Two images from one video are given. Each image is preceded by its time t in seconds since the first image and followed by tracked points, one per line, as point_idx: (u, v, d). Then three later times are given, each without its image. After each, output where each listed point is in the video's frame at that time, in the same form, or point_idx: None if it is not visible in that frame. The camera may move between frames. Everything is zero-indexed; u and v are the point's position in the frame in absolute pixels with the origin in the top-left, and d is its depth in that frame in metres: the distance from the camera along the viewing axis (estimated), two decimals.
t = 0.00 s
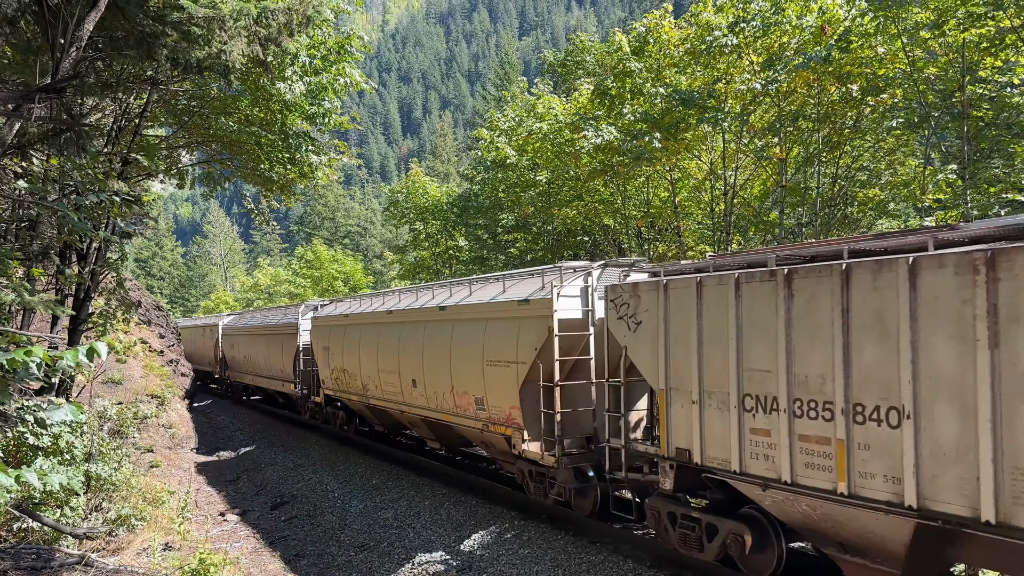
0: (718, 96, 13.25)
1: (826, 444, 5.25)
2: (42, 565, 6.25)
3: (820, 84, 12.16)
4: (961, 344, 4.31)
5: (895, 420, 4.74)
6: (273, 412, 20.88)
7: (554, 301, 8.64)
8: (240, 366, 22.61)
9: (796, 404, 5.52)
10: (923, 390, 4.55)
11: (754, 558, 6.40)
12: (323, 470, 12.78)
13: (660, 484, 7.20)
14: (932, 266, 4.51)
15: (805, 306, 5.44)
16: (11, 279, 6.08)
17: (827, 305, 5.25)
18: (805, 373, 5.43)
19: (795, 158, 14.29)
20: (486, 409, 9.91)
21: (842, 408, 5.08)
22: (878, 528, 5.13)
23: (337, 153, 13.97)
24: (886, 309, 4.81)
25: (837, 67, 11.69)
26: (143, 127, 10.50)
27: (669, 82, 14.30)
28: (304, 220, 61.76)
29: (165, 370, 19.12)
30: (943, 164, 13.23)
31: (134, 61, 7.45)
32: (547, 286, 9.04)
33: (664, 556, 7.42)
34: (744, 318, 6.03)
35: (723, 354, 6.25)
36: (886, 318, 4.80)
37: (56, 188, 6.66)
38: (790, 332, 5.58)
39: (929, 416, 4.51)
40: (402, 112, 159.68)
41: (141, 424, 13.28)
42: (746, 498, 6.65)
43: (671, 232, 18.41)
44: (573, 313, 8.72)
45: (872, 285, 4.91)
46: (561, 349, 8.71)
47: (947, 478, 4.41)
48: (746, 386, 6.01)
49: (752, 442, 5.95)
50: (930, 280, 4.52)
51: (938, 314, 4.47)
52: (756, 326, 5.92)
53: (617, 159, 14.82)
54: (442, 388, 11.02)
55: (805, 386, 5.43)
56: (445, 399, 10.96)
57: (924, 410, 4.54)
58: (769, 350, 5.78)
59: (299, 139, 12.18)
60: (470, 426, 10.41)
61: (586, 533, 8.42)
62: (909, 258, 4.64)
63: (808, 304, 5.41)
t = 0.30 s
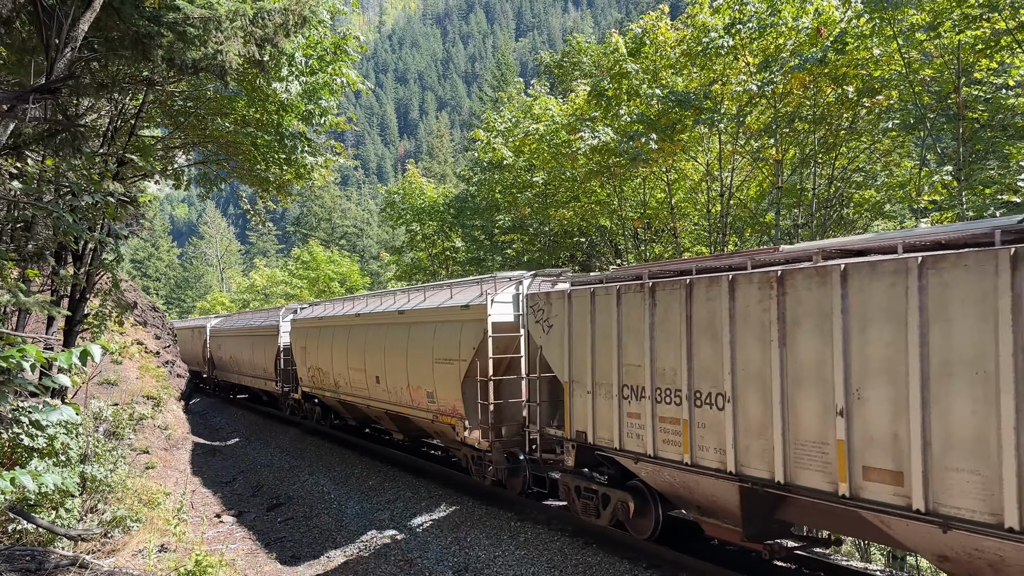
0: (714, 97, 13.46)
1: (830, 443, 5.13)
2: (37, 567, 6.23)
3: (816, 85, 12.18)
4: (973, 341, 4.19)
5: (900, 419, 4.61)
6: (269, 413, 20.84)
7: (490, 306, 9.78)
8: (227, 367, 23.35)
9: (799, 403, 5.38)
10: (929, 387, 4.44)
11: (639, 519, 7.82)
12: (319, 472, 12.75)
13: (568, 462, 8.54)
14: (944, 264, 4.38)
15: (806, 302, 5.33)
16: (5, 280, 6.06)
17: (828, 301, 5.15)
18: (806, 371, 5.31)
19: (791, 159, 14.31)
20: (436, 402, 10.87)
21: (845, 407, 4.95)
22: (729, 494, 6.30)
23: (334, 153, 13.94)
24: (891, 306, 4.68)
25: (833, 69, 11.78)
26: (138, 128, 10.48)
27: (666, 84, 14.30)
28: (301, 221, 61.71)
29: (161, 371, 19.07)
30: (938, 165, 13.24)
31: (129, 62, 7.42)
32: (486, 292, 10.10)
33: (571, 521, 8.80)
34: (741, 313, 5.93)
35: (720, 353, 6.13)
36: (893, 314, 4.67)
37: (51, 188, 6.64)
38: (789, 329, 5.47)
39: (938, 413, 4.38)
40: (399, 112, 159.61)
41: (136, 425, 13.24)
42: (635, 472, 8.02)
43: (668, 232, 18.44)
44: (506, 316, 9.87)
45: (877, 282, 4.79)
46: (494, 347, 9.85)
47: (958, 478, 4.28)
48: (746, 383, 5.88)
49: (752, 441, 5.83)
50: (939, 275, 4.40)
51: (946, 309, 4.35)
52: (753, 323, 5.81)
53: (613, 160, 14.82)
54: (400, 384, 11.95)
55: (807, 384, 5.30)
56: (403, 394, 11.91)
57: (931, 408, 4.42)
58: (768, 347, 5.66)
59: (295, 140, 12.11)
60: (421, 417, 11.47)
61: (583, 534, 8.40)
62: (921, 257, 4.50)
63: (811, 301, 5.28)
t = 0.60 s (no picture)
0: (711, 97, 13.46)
1: (839, 442, 5.03)
2: (33, 569, 6.20)
3: (813, 85, 12.21)
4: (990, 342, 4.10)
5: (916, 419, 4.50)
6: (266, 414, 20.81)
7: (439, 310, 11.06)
8: (216, 368, 24.30)
9: (806, 404, 5.28)
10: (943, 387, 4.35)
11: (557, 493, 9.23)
12: (317, 473, 12.73)
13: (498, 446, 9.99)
14: (963, 264, 4.27)
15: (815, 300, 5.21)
16: None
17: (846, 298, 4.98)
18: (813, 370, 5.21)
19: (788, 160, 14.33)
20: (396, 396, 11.99)
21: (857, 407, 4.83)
22: (618, 469, 7.69)
23: (331, 153, 13.92)
24: (903, 307, 4.58)
25: (830, 70, 11.86)
26: (135, 128, 10.45)
27: (663, 85, 14.32)
28: (298, 221, 61.66)
29: (158, 372, 19.07)
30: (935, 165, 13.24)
31: (125, 62, 7.39)
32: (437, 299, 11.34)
33: (503, 498, 10.17)
34: (745, 311, 5.82)
35: (722, 351, 6.05)
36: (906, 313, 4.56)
37: (46, 189, 6.59)
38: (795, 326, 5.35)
39: (953, 417, 4.28)
40: (397, 113, 159.55)
41: (133, 426, 13.21)
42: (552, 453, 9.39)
43: (665, 233, 18.46)
44: (454, 319, 11.09)
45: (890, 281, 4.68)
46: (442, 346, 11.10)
47: (975, 480, 4.19)
48: (750, 382, 5.76)
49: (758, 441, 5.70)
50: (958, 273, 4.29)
51: (964, 309, 4.25)
52: (757, 321, 5.71)
53: (610, 160, 14.83)
54: (367, 380, 13.10)
55: (816, 383, 5.18)
56: (369, 390, 13.06)
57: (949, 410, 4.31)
58: (773, 345, 5.55)
59: (292, 139, 12.13)
60: (383, 409, 12.61)
61: (580, 535, 8.40)
62: (938, 257, 4.38)
63: (820, 299, 5.17)
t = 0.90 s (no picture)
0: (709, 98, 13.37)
1: (832, 443, 4.96)
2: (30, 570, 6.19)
3: (810, 85, 12.31)
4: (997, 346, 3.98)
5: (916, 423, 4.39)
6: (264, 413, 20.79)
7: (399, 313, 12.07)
8: (212, 367, 24.59)
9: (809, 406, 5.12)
10: (944, 391, 4.25)
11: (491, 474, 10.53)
12: (314, 473, 12.73)
13: (445, 433, 11.18)
14: (953, 265, 4.24)
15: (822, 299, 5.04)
16: None
17: (845, 300, 4.88)
18: (818, 369, 5.05)
19: (786, 160, 14.36)
20: (363, 392, 12.97)
21: (862, 409, 4.69)
22: (538, 449, 8.80)
23: (329, 153, 13.90)
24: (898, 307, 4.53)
25: (828, 70, 11.95)
26: (132, 128, 10.44)
27: (661, 85, 14.33)
28: (296, 221, 61.64)
29: (155, 372, 19.05)
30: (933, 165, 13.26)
31: (123, 62, 7.38)
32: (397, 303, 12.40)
33: (448, 479, 11.46)
34: (751, 307, 5.65)
35: (725, 352, 5.88)
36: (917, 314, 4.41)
37: (44, 190, 6.57)
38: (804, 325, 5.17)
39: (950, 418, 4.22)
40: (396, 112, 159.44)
41: (130, 426, 13.20)
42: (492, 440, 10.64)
43: (663, 233, 18.46)
44: (412, 321, 12.14)
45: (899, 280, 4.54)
46: (402, 346, 12.09)
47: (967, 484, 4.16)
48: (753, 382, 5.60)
49: (760, 443, 5.55)
50: (965, 275, 4.18)
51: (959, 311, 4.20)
52: (762, 318, 5.53)
53: (608, 161, 14.84)
54: (338, 377, 14.10)
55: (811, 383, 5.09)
56: (339, 387, 14.08)
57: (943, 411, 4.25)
58: (779, 344, 5.38)
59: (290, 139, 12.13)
60: (352, 404, 13.55)
61: (578, 535, 8.39)
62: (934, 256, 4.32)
63: (828, 298, 5.00)
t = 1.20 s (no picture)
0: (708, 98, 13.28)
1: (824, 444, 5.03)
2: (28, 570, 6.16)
3: (809, 86, 12.29)
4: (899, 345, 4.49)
5: (792, 411, 5.22)
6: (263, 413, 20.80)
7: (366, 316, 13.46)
8: (210, 368, 24.61)
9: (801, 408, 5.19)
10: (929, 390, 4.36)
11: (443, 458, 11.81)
12: (313, 473, 12.73)
13: (405, 423, 12.50)
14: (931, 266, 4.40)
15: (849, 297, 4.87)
16: None
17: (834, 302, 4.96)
18: (721, 362, 5.90)
19: (785, 161, 14.38)
20: (335, 388, 14.16)
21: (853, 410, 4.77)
22: (478, 434, 10.12)
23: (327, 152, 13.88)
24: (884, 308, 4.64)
25: (826, 70, 11.96)
26: (131, 128, 10.42)
27: (660, 85, 14.34)
28: (295, 221, 61.64)
29: (153, 372, 19.03)
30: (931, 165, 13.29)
31: (122, 62, 7.35)
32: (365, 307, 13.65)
33: (406, 463, 12.80)
34: (672, 309, 6.46)
35: (720, 354, 5.92)
36: (978, 310, 4.13)
37: (43, 190, 6.55)
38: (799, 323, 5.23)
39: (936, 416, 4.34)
40: (395, 112, 159.34)
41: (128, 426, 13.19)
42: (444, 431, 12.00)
43: (662, 233, 18.45)
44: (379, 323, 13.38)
45: (949, 276, 4.30)
46: (369, 345, 13.34)
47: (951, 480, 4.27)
48: (669, 373, 6.47)
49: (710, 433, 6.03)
50: (870, 281, 4.73)
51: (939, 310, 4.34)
52: (681, 318, 6.35)
53: (607, 160, 14.84)
54: (314, 374, 15.30)
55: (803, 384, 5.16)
56: (315, 382, 15.27)
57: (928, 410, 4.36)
58: (691, 340, 6.21)
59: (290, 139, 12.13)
60: (325, 397, 14.79)
61: (576, 536, 8.39)
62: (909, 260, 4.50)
63: (737, 299, 5.73)
